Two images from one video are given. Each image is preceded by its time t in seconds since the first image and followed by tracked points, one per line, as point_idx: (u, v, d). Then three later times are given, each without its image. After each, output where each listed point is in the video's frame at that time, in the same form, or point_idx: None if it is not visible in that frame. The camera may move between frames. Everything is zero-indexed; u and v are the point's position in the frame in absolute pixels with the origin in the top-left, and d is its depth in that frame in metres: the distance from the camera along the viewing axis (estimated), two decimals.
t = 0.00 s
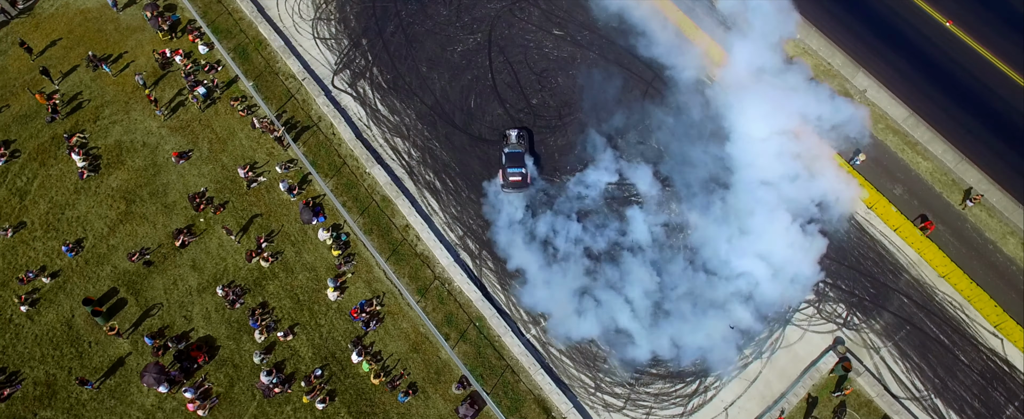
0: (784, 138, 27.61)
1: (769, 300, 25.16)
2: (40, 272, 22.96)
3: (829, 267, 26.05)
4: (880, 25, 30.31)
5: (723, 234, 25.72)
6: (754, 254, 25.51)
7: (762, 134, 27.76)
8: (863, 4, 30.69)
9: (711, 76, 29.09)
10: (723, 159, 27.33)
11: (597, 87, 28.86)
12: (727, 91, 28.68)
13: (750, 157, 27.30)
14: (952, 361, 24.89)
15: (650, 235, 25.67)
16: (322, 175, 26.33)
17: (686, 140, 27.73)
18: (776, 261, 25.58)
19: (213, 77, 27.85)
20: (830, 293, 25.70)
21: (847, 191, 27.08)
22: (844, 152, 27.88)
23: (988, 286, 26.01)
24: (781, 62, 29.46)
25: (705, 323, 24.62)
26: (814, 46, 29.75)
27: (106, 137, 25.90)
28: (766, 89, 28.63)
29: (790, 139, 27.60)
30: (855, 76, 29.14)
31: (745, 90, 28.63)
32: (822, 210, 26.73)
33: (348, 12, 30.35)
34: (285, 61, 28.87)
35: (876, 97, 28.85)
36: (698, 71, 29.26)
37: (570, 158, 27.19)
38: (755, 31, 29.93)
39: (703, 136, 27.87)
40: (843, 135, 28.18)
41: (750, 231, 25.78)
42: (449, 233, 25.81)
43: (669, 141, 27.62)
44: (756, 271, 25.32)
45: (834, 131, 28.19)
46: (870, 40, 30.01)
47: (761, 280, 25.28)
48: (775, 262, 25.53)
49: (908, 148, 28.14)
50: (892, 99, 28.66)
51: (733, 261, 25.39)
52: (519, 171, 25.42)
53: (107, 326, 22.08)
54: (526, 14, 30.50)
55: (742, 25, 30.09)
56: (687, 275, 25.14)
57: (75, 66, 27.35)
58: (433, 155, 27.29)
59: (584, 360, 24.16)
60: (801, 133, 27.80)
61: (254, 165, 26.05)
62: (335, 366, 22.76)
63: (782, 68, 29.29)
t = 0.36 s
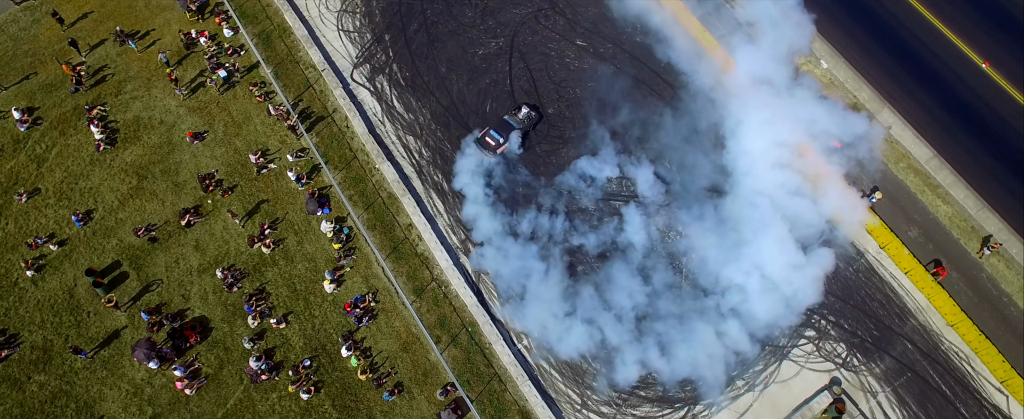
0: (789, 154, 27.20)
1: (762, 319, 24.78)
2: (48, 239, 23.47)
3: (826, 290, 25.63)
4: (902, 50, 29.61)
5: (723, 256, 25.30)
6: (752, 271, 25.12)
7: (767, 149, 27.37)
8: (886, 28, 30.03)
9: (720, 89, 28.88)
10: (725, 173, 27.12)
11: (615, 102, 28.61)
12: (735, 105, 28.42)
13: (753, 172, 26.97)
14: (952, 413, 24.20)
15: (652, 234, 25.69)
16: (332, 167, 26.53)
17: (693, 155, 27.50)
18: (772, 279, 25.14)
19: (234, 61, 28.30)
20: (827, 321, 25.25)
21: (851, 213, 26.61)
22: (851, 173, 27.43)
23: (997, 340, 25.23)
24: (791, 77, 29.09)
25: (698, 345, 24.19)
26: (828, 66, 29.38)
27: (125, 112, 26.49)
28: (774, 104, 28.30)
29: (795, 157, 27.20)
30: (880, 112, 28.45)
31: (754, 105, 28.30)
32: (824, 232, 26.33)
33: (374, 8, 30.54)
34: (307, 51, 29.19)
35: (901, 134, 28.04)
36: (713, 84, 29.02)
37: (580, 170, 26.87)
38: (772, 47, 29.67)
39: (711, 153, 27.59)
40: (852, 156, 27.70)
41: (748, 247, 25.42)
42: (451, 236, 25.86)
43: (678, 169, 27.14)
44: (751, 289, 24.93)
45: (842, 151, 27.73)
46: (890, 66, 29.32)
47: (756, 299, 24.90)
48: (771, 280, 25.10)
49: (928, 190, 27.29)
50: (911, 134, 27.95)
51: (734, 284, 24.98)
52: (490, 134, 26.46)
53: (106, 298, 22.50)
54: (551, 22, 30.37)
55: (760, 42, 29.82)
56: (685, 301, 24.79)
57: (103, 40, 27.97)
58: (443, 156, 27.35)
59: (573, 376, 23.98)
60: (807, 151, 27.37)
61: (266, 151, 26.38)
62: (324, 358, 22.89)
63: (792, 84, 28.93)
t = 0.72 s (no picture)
0: (788, 169, 26.63)
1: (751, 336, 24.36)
2: (59, 207, 24.02)
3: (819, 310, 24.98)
4: (919, 73, 27.99)
5: (715, 271, 25.04)
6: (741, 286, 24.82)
7: (768, 162, 26.76)
8: (905, 48, 28.44)
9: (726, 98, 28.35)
10: (727, 194, 26.40)
11: (631, 115, 28.09)
12: (740, 115, 27.85)
13: (751, 185, 26.42)
14: None
15: (642, 246, 25.45)
16: (341, 160, 26.73)
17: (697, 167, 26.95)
18: (762, 295, 24.72)
19: (257, 46, 28.72)
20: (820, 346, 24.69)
21: (850, 232, 25.88)
22: (856, 190, 26.56)
23: (1004, 398, 23.93)
24: (801, 87, 28.19)
25: (683, 363, 23.95)
26: (841, 78, 28.18)
27: (146, 88, 27.05)
28: (779, 115, 27.59)
29: (795, 171, 26.61)
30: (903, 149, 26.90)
31: (758, 116, 27.68)
32: (820, 250, 25.64)
33: (401, 4, 30.70)
34: (329, 42, 29.44)
35: (922, 175, 26.55)
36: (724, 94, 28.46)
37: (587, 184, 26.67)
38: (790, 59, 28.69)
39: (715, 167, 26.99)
40: (859, 172, 26.77)
41: (738, 262, 25.14)
42: (452, 239, 25.81)
43: (681, 172, 26.84)
44: (740, 306, 24.62)
45: (849, 167, 26.81)
46: (904, 88, 27.82)
47: (745, 316, 24.52)
48: (760, 295, 24.71)
49: (945, 234, 25.87)
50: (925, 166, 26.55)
51: (730, 310, 24.60)
52: (500, 85, 27.82)
53: (108, 270, 22.96)
54: (575, 32, 30.15)
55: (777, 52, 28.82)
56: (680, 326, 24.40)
57: (132, 16, 28.55)
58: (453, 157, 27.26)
59: (560, 391, 23.85)
60: (809, 166, 26.74)
61: (278, 138, 26.73)
62: (314, 349, 23.08)
63: (801, 94, 28.06)
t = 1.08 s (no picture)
0: (786, 182, 26.43)
1: (737, 351, 23.88)
2: (71, 177, 24.54)
3: (810, 326, 24.34)
4: (934, 99, 27.07)
5: (706, 284, 24.71)
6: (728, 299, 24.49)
7: (766, 173, 26.59)
8: (923, 72, 27.54)
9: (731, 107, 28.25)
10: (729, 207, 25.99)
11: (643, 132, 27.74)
12: (742, 124, 27.79)
13: (746, 195, 26.23)
14: None
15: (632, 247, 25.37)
16: (349, 154, 26.93)
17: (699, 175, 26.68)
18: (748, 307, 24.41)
19: (279, 33, 29.10)
20: (809, 372, 23.89)
21: (846, 249, 25.42)
22: (856, 206, 26.01)
23: None
24: (806, 100, 27.98)
25: (668, 388, 23.39)
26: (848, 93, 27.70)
27: (167, 67, 27.58)
28: (781, 127, 27.44)
29: (793, 185, 26.40)
30: (920, 192, 25.70)
31: (759, 126, 27.57)
32: (815, 265, 25.12)
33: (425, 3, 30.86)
34: (350, 35, 29.68)
35: (938, 219, 25.23)
36: (733, 101, 28.36)
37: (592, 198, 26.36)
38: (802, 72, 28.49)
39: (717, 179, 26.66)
40: (861, 188, 26.24)
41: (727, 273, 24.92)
42: (452, 242, 25.81)
43: (683, 181, 26.57)
44: (727, 320, 24.21)
45: (850, 183, 26.32)
46: (916, 112, 26.94)
47: (731, 332, 24.07)
48: (755, 317, 24.26)
49: (954, 281, 24.57)
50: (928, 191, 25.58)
51: (723, 334, 24.06)
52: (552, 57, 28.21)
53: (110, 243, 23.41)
54: (597, 43, 29.87)
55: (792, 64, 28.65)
56: (670, 350, 23.85)
57: None
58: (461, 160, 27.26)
59: (542, 405, 23.59)
60: (808, 180, 26.47)
61: (290, 127, 27.05)
62: (303, 339, 23.27)
63: (809, 111, 27.79)
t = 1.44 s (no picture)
0: (783, 191, 25.93)
1: (720, 362, 23.56)
2: (81, 151, 25.07)
3: (796, 340, 23.85)
4: (947, 122, 26.38)
5: (691, 291, 24.58)
6: (713, 305, 24.33)
7: (763, 180, 26.10)
8: (937, 94, 26.84)
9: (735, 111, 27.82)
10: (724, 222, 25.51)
11: (652, 147, 27.20)
12: (746, 134, 27.21)
13: (741, 201, 25.80)
14: None
15: (625, 237, 25.50)
16: (356, 149, 27.09)
17: (694, 177, 26.51)
18: (733, 317, 24.11)
19: (298, 24, 29.37)
20: (792, 393, 23.47)
21: (840, 265, 24.83)
22: (855, 222, 25.39)
23: None
24: (813, 109, 27.31)
25: (650, 410, 23.12)
26: (856, 106, 27.03)
27: (185, 49, 28.03)
28: (784, 134, 26.86)
29: (790, 195, 25.90)
30: (930, 233, 24.81)
31: (762, 132, 27.05)
32: (810, 283, 24.50)
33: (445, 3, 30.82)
34: (369, 30, 29.80)
35: (947, 262, 24.29)
36: (736, 102, 28.02)
37: (592, 211, 26.04)
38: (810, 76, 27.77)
39: (714, 185, 26.34)
40: (861, 203, 25.59)
41: (715, 280, 24.68)
42: (449, 246, 25.72)
43: (683, 183, 26.38)
44: (712, 330, 23.94)
45: (851, 197, 25.67)
46: (926, 134, 26.28)
47: (714, 342, 23.78)
48: (744, 335, 23.79)
49: (959, 327, 23.71)
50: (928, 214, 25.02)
51: (710, 358, 23.64)
52: (599, 63, 28.13)
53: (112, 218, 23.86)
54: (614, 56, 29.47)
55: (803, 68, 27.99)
56: (655, 373, 23.48)
57: None
58: (465, 164, 27.21)
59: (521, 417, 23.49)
60: (807, 190, 25.89)
61: (299, 118, 27.31)
62: (291, 330, 23.48)
63: (816, 123, 27.05)
